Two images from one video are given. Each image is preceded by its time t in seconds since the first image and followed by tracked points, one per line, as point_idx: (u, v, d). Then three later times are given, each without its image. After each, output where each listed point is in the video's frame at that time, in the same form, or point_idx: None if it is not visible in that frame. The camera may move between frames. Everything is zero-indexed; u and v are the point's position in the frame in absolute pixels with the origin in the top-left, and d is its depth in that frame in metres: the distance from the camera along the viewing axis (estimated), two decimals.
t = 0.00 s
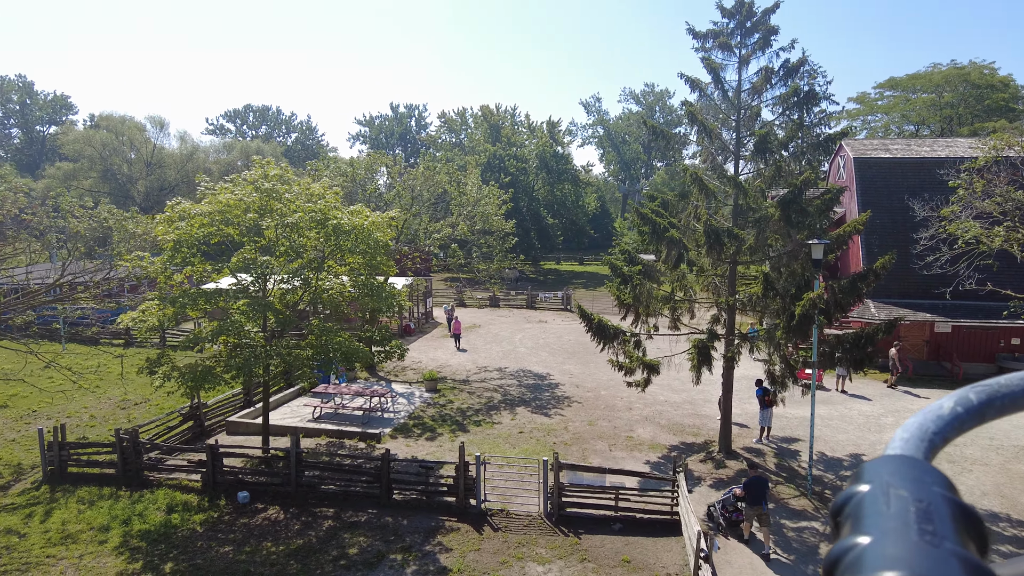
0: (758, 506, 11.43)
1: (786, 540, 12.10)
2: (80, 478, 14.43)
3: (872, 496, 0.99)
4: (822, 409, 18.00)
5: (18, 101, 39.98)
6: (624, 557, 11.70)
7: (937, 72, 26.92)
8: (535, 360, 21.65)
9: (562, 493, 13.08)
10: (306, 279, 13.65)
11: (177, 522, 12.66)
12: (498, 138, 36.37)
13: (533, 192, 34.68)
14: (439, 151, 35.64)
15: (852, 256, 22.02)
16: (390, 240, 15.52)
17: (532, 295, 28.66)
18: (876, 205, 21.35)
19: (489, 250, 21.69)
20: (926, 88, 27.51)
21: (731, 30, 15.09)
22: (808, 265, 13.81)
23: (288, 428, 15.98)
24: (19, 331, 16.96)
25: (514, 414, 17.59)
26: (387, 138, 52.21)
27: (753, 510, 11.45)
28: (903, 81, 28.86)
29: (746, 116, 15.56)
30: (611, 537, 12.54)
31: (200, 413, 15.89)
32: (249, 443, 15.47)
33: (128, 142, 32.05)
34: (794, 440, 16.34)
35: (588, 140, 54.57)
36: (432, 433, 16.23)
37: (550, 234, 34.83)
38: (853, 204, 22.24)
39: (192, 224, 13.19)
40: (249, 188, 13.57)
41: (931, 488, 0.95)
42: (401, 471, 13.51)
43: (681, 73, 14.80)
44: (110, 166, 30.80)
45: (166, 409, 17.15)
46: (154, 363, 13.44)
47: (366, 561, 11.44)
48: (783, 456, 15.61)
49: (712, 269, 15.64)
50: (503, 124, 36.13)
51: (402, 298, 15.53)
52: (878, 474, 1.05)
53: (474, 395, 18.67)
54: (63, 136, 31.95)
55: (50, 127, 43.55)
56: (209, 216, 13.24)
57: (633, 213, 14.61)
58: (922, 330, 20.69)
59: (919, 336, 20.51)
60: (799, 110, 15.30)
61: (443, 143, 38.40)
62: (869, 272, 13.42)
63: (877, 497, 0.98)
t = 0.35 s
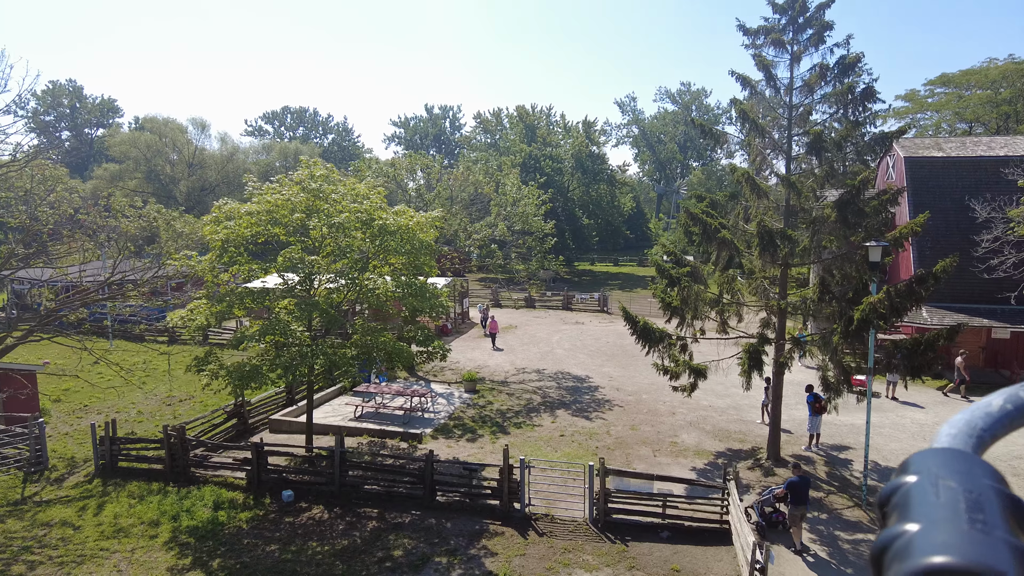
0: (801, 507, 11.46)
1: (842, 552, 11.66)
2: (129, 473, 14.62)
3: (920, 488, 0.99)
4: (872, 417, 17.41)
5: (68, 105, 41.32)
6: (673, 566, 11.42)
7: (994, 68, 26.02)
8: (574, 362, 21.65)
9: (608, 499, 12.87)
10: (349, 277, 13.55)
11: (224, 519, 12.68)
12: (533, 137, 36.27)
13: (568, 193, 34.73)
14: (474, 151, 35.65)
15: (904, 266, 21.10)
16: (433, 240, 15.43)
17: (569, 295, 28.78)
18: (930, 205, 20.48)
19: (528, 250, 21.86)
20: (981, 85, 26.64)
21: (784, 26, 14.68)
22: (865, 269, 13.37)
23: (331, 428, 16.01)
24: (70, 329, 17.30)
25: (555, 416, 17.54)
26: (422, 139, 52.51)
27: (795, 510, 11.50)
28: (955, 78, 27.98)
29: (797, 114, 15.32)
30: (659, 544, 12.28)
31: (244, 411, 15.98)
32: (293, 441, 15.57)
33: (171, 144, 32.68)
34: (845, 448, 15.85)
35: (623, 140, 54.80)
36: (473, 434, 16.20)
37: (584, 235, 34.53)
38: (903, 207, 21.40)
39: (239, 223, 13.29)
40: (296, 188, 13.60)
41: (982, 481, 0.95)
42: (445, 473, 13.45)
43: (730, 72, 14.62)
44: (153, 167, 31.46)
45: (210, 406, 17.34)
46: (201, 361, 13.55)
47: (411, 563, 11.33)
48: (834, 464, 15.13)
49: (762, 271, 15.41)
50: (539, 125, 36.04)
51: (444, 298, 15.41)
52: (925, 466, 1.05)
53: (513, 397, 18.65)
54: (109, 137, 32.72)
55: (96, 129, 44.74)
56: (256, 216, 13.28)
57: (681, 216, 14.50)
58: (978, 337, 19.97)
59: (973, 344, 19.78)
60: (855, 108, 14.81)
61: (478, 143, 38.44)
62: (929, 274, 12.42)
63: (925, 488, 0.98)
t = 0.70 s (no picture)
0: (847, 511, 11.43)
1: (907, 569, 11.13)
2: (180, 469, 14.74)
3: (981, 495, 1.06)
4: (932, 427, 16.70)
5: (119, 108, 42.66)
6: None
7: None
8: (617, 365, 21.85)
9: (659, 508, 12.59)
10: (397, 277, 13.47)
11: (273, 518, 12.65)
12: (573, 138, 36.17)
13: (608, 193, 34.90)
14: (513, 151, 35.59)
15: (966, 268, 20.09)
16: (480, 241, 15.30)
17: (609, 296, 29.10)
18: (996, 205, 19.42)
19: (572, 251, 21.85)
20: None
21: (844, 21, 14.08)
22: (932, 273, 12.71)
23: (376, 427, 16.07)
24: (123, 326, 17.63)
25: (599, 421, 17.62)
26: (460, 139, 52.60)
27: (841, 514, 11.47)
28: (1016, 74, 27.05)
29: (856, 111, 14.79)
30: (712, 555, 11.95)
31: (291, 409, 16.09)
32: (339, 441, 15.65)
33: (216, 145, 33.34)
34: (903, 458, 15.22)
35: (663, 140, 55.06)
36: (517, 437, 16.13)
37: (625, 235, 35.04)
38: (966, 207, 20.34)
39: (291, 224, 13.37)
40: (346, 189, 13.62)
41: None
42: (492, 476, 13.36)
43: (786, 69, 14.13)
44: (199, 168, 32.24)
45: (257, 404, 17.54)
46: (251, 359, 13.67)
47: (460, 567, 11.20)
48: (893, 476, 14.51)
49: (818, 275, 15.05)
50: (578, 124, 35.96)
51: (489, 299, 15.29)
52: (985, 476, 1.13)
53: (556, 399, 18.62)
54: (158, 138, 33.54)
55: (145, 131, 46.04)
56: (307, 216, 13.32)
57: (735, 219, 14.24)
58: None
59: None
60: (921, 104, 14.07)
61: (516, 144, 38.38)
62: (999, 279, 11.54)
63: (984, 496, 1.06)
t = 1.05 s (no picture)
0: (904, 515, 11.14)
1: None
2: (228, 466, 14.84)
3: None
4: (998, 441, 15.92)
5: (168, 109, 43.88)
6: None
7: None
8: (660, 368, 22.35)
9: (712, 517, 12.21)
10: (444, 277, 13.34)
11: (321, 518, 12.57)
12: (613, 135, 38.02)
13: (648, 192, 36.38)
14: (552, 152, 35.51)
15: None
16: (526, 242, 15.12)
17: (651, 297, 30.25)
18: None
19: (617, 252, 21.81)
20: None
21: (911, 13, 13.39)
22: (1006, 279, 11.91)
23: (421, 427, 16.07)
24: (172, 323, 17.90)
25: (646, 426, 17.78)
26: (497, 139, 52.73)
27: (897, 519, 11.19)
28: None
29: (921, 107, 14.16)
30: (769, 568, 11.52)
31: (337, 408, 16.14)
32: (385, 440, 15.66)
33: (261, 146, 33.96)
34: (969, 472, 14.51)
35: (704, 139, 54.81)
36: (561, 441, 16.04)
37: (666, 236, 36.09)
38: None
39: (341, 224, 13.39)
40: (396, 190, 13.61)
41: None
42: (540, 481, 13.17)
43: (848, 65, 13.49)
44: (244, 168, 32.88)
45: (302, 403, 17.66)
46: (301, 359, 13.77)
47: (509, 573, 11.01)
48: (959, 490, 13.81)
49: (879, 279, 14.48)
50: (618, 124, 38.00)
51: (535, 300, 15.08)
52: None
53: (600, 403, 18.80)
54: (205, 139, 34.37)
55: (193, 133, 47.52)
56: (357, 217, 13.34)
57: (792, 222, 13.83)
58: None
59: None
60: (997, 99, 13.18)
61: (556, 144, 38.41)
62: None
63: None
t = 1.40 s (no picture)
0: (949, 523, 10.78)
1: None
2: (275, 465, 14.87)
3: None
4: None
5: (216, 113, 45.14)
6: None
7: None
8: (707, 374, 22.75)
9: (768, 529, 11.75)
10: (492, 278, 13.13)
11: (368, 519, 12.49)
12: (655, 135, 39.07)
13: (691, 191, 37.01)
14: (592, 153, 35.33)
15: None
16: (574, 244, 14.87)
17: (695, 300, 31.03)
18: None
19: (662, 253, 21.56)
20: None
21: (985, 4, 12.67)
22: None
23: (466, 429, 16.00)
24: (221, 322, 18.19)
25: (695, 433, 17.77)
26: (535, 140, 52.91)
27: (942, 527, 10.82)
28: None
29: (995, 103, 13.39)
30: None
31: (382, 408, 16.14)
32: (429, 441, 15.60)
33: (304, 147, 34.53)
34: None
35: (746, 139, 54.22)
36: (607, 447, 16.03)
37: (709, 236, 36.34)
38: None
39: (390, 225, 13.39)
40: (444, 192, 13.54)
41: None
42: (588, 487, 12.90)
43: (916, 59, 12.86)
44: (288, 170, 33.35)
45: (346, 402, 17.72)
46: (349, 360, 13.95)
47: None
48: None
49: (945, 284, 13.76)
50: (660, 123, 39.01)
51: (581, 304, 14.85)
52: None
53: (646, 408, 19.03)
54: (252, 141, 35.21)
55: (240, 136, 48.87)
56: (406, 219, 13.31)
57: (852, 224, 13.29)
58: None
59: None
60: None
61: (597, 144, 39.08)
62: None
63: None
